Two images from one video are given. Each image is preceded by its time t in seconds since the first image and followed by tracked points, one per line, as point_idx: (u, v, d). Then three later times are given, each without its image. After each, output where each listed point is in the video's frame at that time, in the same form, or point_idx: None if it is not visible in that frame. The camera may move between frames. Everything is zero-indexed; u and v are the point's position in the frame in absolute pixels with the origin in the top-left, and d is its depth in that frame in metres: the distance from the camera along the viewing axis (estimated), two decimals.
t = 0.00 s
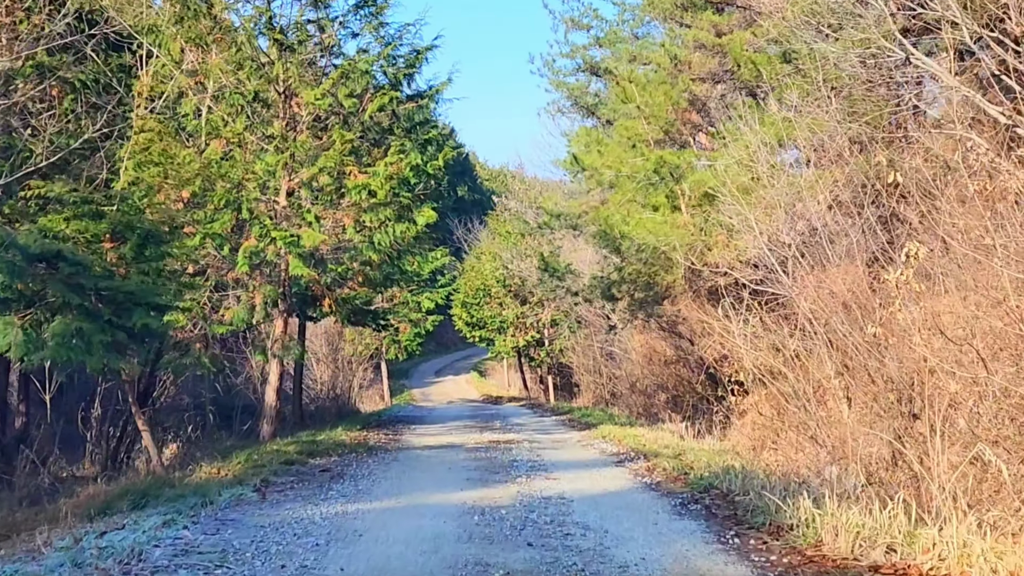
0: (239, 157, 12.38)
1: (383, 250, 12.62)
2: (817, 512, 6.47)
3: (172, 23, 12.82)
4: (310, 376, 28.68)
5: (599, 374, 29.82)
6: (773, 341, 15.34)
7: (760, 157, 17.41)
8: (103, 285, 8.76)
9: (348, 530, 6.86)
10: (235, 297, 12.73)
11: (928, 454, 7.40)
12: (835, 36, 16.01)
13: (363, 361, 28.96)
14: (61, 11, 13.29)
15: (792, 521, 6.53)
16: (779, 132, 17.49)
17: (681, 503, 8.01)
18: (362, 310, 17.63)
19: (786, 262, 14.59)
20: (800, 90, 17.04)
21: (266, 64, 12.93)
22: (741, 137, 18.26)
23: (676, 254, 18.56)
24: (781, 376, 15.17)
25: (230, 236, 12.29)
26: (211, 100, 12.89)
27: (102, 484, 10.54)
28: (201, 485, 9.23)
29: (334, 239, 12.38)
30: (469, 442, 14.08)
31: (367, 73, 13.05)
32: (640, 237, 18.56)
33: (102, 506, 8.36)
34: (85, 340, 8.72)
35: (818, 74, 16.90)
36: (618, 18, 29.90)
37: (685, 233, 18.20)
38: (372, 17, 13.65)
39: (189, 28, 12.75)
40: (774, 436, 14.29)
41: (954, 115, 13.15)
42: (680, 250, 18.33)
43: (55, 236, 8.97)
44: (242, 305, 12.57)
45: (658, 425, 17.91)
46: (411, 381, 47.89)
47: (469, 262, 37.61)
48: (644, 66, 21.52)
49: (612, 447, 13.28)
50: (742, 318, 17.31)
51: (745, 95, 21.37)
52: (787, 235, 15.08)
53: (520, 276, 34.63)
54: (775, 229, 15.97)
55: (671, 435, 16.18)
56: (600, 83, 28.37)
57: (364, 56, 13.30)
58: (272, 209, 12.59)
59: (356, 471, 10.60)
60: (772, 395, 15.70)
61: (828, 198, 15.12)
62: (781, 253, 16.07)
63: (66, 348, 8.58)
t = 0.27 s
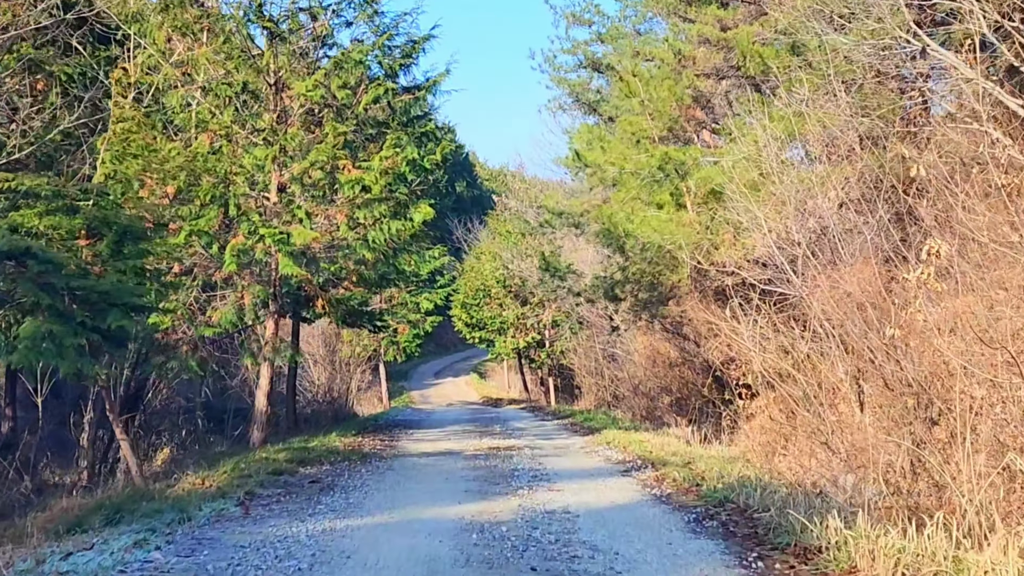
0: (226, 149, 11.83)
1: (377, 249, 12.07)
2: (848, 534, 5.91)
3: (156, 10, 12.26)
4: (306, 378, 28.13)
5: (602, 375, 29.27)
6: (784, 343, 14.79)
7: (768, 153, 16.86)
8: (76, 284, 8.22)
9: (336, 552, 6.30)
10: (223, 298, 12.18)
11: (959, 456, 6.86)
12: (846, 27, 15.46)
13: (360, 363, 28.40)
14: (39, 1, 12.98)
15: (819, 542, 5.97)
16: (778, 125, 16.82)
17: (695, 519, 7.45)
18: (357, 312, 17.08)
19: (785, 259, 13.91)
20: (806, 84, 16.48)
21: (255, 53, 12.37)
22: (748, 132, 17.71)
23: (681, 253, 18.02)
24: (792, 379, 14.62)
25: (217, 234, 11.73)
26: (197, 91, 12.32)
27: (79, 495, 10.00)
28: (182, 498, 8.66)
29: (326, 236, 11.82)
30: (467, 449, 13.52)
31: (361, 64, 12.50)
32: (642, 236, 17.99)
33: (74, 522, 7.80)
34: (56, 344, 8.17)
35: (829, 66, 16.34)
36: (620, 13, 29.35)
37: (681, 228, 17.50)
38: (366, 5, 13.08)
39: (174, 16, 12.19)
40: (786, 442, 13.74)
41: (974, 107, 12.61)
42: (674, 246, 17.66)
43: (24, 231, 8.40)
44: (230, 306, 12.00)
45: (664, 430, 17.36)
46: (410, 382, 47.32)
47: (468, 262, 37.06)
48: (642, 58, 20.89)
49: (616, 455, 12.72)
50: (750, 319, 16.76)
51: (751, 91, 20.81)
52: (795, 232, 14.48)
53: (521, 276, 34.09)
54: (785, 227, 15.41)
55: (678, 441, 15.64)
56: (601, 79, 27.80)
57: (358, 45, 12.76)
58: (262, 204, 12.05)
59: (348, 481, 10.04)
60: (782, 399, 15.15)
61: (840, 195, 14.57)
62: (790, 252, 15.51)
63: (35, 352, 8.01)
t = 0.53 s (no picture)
0: (213, 144, 11.25)
1: (373, 249, 11.49)
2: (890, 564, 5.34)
3: None
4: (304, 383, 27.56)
5: (605, 379, 28.70)
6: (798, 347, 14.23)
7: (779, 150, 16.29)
8: (44, 285, 7.64)
9: None
10: (211, 300, 11.60)
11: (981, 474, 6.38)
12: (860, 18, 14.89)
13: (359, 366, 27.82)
14: None
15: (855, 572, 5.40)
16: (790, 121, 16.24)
17: (713, 541, 6.89)
18: (354, 315, 16.50)
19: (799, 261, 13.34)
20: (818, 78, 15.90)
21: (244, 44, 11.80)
22: (758, 129, 17.14)
23: (689, 253, 17.45)
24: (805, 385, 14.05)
25: (204, 233, 11.15)
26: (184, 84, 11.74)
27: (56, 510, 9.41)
28: (162, 515, 8.09)
29: (318, 236, 11.25)
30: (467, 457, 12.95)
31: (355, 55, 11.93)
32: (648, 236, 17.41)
33: (43, 543, 7.22)
34: (24, 349, 7.60)
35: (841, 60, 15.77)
36: (623, 9, 28.78)
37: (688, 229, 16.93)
38: None
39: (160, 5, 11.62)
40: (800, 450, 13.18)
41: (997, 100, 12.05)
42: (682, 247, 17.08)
43: None
44: (217, 309, 11.42)
45: (672, 437, 16.78)
46: (410, 385, 46.75)
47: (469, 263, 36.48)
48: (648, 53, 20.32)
49: (623, 464, 12.14)
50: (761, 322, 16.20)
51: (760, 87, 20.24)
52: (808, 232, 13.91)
53: (523, 278, 33.53)
54: (798, 226, 14.84)
55: (686, 448, 15.06)
56: (605, 77, 27.22)
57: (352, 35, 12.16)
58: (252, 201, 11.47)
59: (341, 495, 9.46)
60: (795, 405, 14.59)
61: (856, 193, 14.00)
62: (803, 253, 14.93)
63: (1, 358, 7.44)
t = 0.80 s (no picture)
0: (199, 135, 10.66)
1: (368, 248, 10.94)
2: None
3: None
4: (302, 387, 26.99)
5: (611, 383, 28.16)
6: (812, 352, 13.69)
7: (791, 147, 15.71)
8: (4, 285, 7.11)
9: None
10: (199, 302, 11.04)
11: (1005, 490, 5.86)
12: (878, 11, 14.31)
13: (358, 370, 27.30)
14: None
15: None
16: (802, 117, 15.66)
17: (735, 567, 6.32)
18: (351, 318, 15.95)
19: (815, 262, 12.78)
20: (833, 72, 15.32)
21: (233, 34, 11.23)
22: (769, 126, 16.58)
23: (697, 255, 16.89)
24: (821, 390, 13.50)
25: (191, 231, 10.58)
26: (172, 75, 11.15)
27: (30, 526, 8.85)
28: (138, 533, 7.52)
29: (311, 235, 10.68)
30: (468, 466, 12.39)
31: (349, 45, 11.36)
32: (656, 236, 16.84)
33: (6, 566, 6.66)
34: None
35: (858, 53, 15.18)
36: (628, 5, 28.21)
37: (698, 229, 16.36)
38: None
39: None
40: (816, 460, 12.61)
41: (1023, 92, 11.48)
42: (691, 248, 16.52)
43: None
44: (205, 312, 10.87)
45: (681, 444, 16.23)
46: (412, 388, 46.18)
47: (472, 265, 35.95)
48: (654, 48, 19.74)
49: (631, 475, 11.57)
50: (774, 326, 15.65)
51: (770, 83, 19.66)
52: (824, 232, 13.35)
53: (526, 280, 32.99)
54: (812, 225, 14.27)
55: (696, 457, 14.50)
56: (610, 75, 26.64)
57: (347, 24, 11.58)
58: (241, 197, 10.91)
59: (332, 510, 8.90)
60: (811, 413, 14.03)
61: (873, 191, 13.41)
62: (817, 253, 14.37)
63: None
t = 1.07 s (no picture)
0: (184, 128, 10.03)
1: (366, 248, 10.31)
2: None
3: None
4: (302, 391, 26.37)
5: (619, 387, 27.55)
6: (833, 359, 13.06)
7: (809, 143, 15.07)
8: None
9: None
10: (186, 306, 10.42)
11: None
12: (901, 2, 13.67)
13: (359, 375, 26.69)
14: None
15: None
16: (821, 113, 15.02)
17: None
18: (350, 321, 15.33)
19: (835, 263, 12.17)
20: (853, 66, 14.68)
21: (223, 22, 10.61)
22: (786, 123, 15.95)
23: (711, 256, 16.26)
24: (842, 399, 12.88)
25: (176, 230, 9.95)
26: (158, 66, 10.52)
27: None
28: (108, 558, 6.88)
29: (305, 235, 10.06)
30: (471, 479, 11.76)
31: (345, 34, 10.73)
32: (668, 237, 16.21)
33: None
34: None
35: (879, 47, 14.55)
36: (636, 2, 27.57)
37: (711, 229, 15.73)
38: None
39: None
40: (839, 472, 11.98)
41: None
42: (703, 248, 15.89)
43: None
44: (192, 315, 10.26)
45: (694, 453, 15.58)
46: (416, 392, 45.57)
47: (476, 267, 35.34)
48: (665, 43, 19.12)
49: (644, 488, 10.94)
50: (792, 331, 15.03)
51: (785, 80, 19.03)
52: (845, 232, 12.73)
53: (531, 282, 32.39)
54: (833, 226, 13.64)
55: (711, 468, 13.87)
56: (618, 72, 26.01)
57: (344, 12, 10.95)
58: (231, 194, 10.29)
59: (324, 530, 8.26)
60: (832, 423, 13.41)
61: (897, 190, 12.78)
62: (836, 254, 13.74)
63: None
